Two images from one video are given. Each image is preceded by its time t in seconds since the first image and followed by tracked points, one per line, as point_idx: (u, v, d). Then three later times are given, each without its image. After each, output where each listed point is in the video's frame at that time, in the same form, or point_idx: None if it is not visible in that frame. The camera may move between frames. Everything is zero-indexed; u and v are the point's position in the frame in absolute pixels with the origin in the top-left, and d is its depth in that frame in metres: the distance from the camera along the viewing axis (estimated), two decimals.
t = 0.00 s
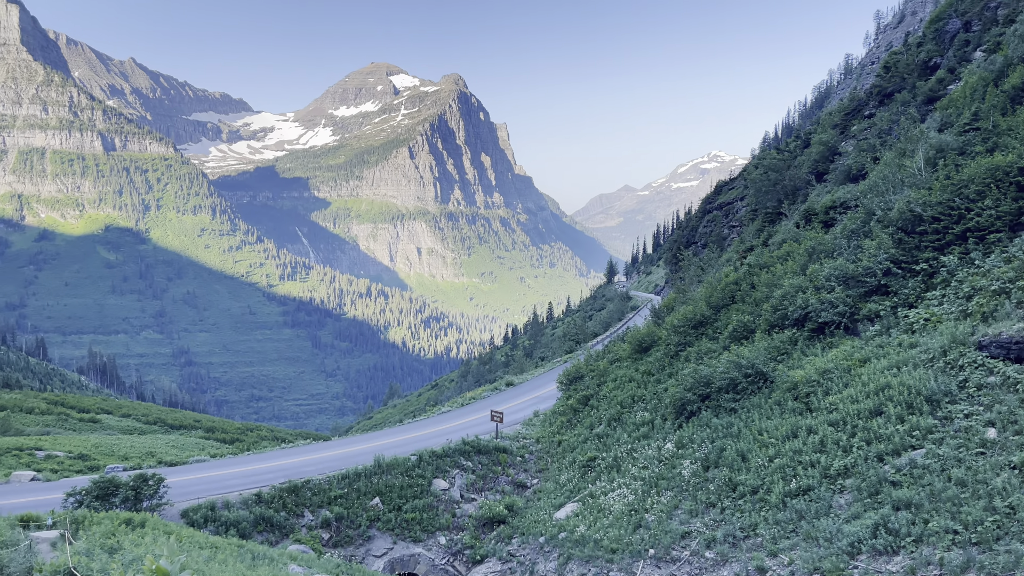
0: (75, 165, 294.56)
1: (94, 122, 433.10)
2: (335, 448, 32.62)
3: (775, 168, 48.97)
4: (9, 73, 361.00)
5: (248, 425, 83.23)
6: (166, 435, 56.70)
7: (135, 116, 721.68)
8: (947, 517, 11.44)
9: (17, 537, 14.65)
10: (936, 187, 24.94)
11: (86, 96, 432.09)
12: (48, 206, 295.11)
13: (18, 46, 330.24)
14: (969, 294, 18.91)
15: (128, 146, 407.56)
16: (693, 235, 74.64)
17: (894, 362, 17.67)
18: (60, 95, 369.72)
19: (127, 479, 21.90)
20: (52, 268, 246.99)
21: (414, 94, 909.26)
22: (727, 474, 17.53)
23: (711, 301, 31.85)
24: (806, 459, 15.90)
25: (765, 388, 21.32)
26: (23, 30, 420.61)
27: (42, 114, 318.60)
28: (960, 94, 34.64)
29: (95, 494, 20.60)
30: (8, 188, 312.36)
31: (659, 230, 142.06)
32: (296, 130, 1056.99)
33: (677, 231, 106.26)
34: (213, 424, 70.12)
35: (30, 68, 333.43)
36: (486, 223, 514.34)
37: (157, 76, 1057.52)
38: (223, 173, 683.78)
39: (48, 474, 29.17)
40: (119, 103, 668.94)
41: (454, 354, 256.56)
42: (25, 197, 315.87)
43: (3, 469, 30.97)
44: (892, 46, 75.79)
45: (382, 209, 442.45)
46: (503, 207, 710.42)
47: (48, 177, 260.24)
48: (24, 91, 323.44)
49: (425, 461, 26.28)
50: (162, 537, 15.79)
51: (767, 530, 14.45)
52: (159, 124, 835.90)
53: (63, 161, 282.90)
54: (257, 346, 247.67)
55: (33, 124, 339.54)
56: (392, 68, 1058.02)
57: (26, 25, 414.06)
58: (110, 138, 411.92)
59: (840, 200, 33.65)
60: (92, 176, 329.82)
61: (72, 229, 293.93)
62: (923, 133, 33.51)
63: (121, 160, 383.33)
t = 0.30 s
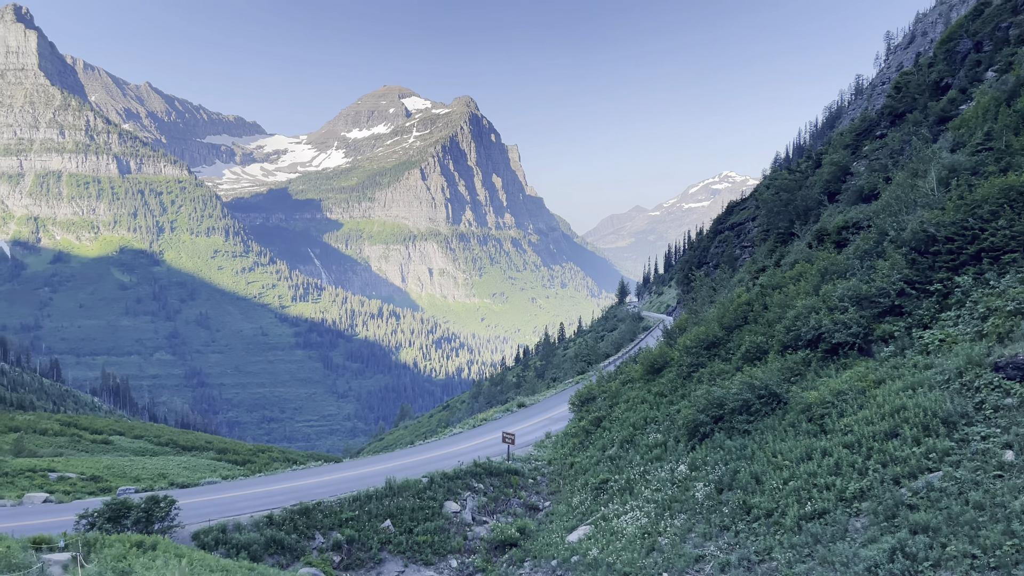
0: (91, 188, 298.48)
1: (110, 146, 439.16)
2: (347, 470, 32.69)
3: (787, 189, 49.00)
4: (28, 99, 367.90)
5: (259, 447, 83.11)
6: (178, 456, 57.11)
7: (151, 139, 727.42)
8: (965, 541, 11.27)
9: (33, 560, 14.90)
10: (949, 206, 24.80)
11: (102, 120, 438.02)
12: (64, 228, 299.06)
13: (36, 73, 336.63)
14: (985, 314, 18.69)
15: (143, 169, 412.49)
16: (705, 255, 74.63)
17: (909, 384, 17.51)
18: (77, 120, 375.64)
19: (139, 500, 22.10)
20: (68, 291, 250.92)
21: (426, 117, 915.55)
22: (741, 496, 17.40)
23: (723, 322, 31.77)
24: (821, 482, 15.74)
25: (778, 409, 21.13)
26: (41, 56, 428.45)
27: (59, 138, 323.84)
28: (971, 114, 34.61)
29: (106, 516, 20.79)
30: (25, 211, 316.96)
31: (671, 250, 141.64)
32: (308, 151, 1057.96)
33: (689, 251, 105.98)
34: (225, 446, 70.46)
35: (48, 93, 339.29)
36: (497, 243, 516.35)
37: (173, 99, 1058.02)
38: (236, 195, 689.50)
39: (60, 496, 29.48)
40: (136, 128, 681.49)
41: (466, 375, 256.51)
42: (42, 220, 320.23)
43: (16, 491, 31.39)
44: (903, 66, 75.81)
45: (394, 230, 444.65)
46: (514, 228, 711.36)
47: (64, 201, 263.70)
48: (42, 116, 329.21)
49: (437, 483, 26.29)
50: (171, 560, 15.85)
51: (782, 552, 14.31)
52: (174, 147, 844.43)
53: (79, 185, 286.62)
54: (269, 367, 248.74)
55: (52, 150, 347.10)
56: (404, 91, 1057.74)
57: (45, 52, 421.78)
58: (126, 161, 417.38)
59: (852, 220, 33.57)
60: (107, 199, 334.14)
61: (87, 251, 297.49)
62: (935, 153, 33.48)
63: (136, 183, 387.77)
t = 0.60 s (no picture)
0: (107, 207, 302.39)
1: (126, 167, 444.55)
2: (359, 490, 32.68)
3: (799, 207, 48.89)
4: (48, 121, 374.55)
5: (271, 466, 83.15)
6: (191, 475, 57.43)
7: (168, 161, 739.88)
8: (984, 565, 11.08)
9: None
10: (964, 225, 24.61)
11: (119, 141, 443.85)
12: (81, 248, 303.93)
13: (56, 96, 342.40)
14: (1001, 334, 18.49)
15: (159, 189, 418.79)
16: (718, 274, 74.54)
17: (926, 404, 17.31)
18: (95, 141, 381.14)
19: (152, 520, 22.24)
20: (84, 309, 254.31)
21: (439, 137, 922.62)
22: (755, 518, 17.22)
23: (736, 341, 31.65)
24: (837, 504, 15.59)
25: (793, 430, 20.93)
26: (59, 77, 435.58)
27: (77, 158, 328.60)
28: (985, 132, 34.44)
29: (119, 535, 21.01)
30: (42, 231, 322.27)
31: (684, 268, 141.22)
32: (323, 172, 1059.03)
33: (702, 269, 105.54)
34: (237, 464, 70.67)
35: (66, 114, 344.74)
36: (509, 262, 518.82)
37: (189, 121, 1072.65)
38: (250, 215, 696.72)
39: (74, 515, 29.78)
40: (154, 150, 692.28)
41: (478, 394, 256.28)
42: (59, 239, 324.24)
43: (30, 510, 31.81)
44: (915, 85, 75.81)
45: (407, 249, 446.64)
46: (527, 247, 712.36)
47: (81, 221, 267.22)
48: (60, 137, 334.25)
49: (449, 504, 26.32)
50: None
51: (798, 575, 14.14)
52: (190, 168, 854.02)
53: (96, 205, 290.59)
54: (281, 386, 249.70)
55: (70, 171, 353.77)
56: (417, 110, 1057.93)
57: (64, 74, 429.42)
58: (142, 182, 422.62)
59: (866, 238, 33.44)
60: (123, 218, 339.10)
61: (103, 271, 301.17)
62: (949, 171, 33.29)
63: (152, 204, 392.68)
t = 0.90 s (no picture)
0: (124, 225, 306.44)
1: (143, 185, 451.01)
2: (373, 507, 32.75)
3: (813, 224, 48.75)
4: (66, 140, 380.97)
5: (283, 483, 83.47)
6: (204, 491, 57.86)
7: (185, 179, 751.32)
8: None
9: None
10: (980, 242, 24.40)
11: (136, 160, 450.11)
12: (97, 265, 308.25)
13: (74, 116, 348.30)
14: (1020, 351, 18.26)
15: (175, 207, 424.59)
16: (732, 290, 74.46)
17: (944, 424, 17.10)
18: (112, 159, 386.63)
19: (166, 537, 22.60)
20: (100, 326, 257.50)
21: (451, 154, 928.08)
22: (771, 538, 17.02)
23: (751, 359, 31.48)
24: (855, 524, 15.41)
25: (810, 449, 20.73)
26: (78, 98, 443.24)
27: (94, 177, 333.48)
28: (1001, 148, 34.19)
29: (134, 552, 21.26)
30: (60, 249, 327.58)
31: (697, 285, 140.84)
32: (337, 189, 1058.72)
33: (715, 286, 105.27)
34: (251, 481, 71.01)
35: (84, 134, 350.37)
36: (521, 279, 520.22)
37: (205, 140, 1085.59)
38: (265, 233, 704.55)
39: (88, 532, 29.99)
40: (171, 168, 702.89)
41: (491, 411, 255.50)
42: (76, 256, 329.41)
43: (44, 526, 32.17)
44: (928, 102, 75.80)
45: (420, 265, 448.25)
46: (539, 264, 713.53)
47: (98, 239, 271.07)
48: (78, 156, 339.71)
49: (462, 521, 26.30)
50: None
51: None
52: (206, 186, 864.62)
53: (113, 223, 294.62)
54: (294, 403, 250.60)
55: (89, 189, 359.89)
56: (430, 128, 1059.62)
57: (83, 94, 436.99)
58: (158, 200, 427.84)
59: (882, 255, 33.25)
60: (140, 236, 344.17)
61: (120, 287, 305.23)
62: (966, 187, 33.05)
63: (168, 221, 397.67)
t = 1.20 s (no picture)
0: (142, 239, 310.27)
1: (162, 200, 457.76)
2: (387, 522, 32.87)
3: (829, 238, 48.38)
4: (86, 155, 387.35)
5: (297, 496, 83.92)
6: (219, 504, 58.38)
7: (203, 194, 762.00)
8: None
9: None
10: (999, 255, 24.13)
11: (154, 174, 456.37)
12: (116, 279, 313.15)
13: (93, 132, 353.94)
14: None
15: (192, 222, 430.50)
16: (747, 304, 73.98)
17: (965, 439, 16.89)
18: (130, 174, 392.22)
19: (180, 551, 22.91)
20: (118, 339, 261.22)
21: (466, 168, 932.67)
22: (788, 554, 16.86)
23: (766, 373, 31.28)
24: (873, 540, 15.28)
25: (828, 464, 20.53)
26: (98, 113, 450.07)
27: (113, 192, 338.63)
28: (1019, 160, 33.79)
29: (149, 565, 21.55)
30: (80, 263, 333.33)
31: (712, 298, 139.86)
32: (352, 203, 1058.81)
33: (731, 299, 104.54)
34: (265, 495, 71.45)
35: (103, 149, 355.89)
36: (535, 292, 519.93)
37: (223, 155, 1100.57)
38: (281, 247, 711.46)
39: (104, 545, 30.40)
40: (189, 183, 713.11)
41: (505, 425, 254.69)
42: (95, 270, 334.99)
43: (61, 539, 32.72)
44: (944, 116, 75.41)
45: (434, 279, 449.86)
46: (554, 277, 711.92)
47: (116, 254, 274.83)
48: (97, 171, 344.88)
49: (476, 536, 26.34)
50: None
51: None
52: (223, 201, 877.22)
53: (131, 237, 298.71)
54: (309, 416, 251.84)
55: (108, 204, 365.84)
56: (445, 142, 1059.12)
57: (102, 110, 444.39)
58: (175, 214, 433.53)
59: (899, 269, 32.96)
60: (158, 250, 349.22)
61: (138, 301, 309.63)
62: (984, 201, 32.70)
63: (185, 235, 403.07)
